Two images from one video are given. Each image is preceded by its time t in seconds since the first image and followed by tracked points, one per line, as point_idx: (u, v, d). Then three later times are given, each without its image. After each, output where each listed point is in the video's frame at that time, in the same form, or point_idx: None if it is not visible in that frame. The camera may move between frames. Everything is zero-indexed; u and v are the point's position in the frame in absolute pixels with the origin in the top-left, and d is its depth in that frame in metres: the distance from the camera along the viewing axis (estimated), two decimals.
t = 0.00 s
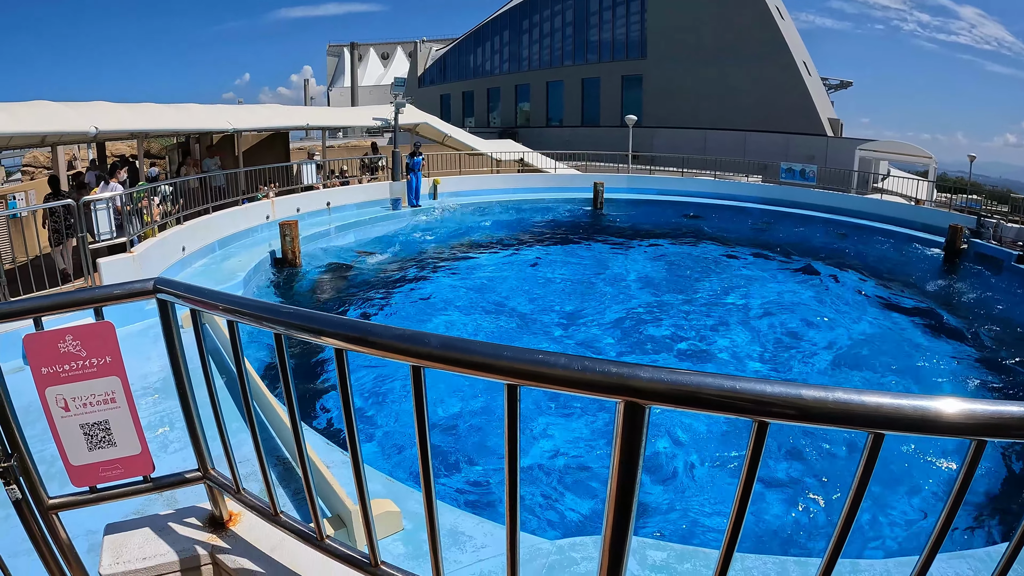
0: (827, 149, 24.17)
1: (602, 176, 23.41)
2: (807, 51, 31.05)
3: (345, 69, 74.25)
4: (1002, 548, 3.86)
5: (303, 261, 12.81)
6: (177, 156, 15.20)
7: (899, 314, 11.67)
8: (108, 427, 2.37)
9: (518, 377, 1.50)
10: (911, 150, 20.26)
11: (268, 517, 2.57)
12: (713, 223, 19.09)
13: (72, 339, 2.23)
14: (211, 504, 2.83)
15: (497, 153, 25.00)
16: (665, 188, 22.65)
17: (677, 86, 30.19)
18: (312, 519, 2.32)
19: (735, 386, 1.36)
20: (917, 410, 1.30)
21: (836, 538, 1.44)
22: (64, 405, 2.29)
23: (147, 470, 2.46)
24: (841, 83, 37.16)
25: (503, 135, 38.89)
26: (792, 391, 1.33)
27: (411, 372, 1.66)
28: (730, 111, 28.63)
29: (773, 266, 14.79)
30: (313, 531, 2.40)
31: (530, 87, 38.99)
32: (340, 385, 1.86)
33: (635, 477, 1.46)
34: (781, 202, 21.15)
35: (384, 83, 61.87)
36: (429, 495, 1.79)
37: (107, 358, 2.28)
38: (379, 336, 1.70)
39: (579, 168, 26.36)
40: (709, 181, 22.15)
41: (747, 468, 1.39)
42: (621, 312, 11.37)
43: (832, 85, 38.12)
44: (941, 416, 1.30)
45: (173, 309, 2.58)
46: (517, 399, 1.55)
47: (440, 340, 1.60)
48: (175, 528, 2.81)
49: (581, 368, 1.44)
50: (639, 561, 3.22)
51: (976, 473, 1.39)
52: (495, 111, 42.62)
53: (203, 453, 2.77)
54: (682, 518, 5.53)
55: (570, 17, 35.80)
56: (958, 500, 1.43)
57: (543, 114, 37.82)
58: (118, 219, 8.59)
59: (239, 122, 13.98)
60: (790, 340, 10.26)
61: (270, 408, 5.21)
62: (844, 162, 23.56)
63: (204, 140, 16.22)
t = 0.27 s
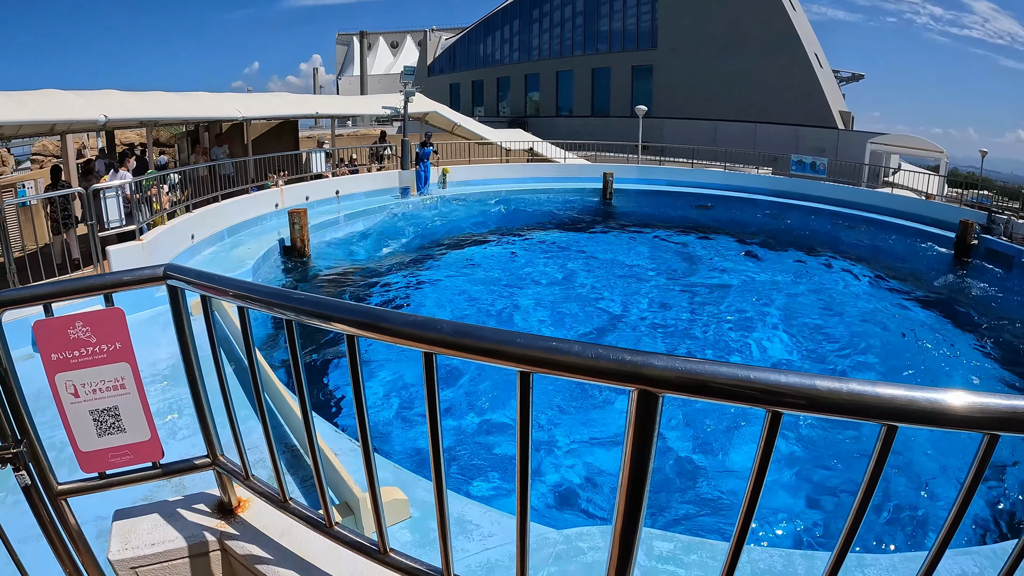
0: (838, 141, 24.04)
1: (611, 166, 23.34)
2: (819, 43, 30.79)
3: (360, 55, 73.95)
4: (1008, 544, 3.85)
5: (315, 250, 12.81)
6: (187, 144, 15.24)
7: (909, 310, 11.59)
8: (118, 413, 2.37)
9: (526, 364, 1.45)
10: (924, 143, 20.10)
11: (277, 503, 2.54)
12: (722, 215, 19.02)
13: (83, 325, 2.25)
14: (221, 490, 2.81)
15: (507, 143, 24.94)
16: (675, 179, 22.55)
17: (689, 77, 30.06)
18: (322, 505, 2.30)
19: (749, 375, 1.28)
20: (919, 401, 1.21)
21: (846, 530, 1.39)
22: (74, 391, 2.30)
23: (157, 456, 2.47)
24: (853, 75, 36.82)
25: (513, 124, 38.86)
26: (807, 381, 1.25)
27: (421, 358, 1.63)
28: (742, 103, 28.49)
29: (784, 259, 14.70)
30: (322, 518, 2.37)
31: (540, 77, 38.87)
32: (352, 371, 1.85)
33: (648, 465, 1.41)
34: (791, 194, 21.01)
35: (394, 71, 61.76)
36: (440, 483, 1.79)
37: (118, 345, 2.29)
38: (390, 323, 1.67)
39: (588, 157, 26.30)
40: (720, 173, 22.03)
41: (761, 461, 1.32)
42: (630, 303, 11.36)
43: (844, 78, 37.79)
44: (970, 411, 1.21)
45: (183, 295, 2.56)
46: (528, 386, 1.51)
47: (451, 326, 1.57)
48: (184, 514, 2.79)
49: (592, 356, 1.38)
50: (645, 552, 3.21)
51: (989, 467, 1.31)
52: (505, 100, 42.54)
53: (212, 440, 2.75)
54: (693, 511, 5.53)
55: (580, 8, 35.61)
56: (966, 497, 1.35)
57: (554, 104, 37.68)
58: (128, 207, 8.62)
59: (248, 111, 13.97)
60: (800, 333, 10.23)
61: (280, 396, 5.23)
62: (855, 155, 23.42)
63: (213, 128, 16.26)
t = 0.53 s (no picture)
0: (849, 133, 23.88)
1: (620, 153, 23.22)
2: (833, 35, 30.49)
3: (370, 40, 73.65)
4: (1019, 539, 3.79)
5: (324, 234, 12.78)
6: (196, 128, 15.28)
7: (917, 305, 11.51)
8: (119, 388, 2.37)
9: (545, 333, 1.48)
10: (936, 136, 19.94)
11: (280, 481, 2.52)
12: (731, 205, 18.91)
13: (85, 299, 2.26)
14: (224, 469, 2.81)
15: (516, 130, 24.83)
16: (684, 168, 22.45)
17: (701, 66, 29.85)
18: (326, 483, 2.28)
19: (773, 345, 1.30)
20: (936, 374, 1.20)
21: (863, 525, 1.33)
22: (76, 365, 2.31)
23: (159, 434, 2.46)
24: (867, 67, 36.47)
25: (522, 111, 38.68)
26: (833, 352, 1.25)
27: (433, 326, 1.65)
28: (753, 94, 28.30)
29: (793, 251, 14.62)
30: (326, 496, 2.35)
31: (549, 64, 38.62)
32: (360, 343, 1.85)
33: (667, 441, 1.43)
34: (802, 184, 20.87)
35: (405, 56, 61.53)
36: (450, 458, 1.79)
37: (120, 319, 2.30)
38: (402, 291, 1.69)
39: (597, 145, 26.18)
40: (729, 163, 21.91)
41: (783, 434, 1.33)
42: (636, 293, 11.33)
43: (858, 70, 37.41)
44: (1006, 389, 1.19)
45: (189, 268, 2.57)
46: (544, 355, 1.53)
47: (463, 294, 1.59)
48: (186, 493, 2.80)
49: (612, 324, 1.41)
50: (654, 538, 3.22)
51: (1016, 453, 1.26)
52: (514, 87, 42.29)
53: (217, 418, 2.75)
54: (700, 498, 5.55)
55: None
56: (993, 486, 1.29)
57: (563, 92, 37.46)
58: (136, 189, 8.64)
59: (256, 95, 13.96)
60: (806, 325, 10.19)
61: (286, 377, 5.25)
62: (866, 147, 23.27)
63: (222, 112, 16.30)
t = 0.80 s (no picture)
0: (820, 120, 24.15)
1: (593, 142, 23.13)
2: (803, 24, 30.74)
3: (339, 31, 72.40)
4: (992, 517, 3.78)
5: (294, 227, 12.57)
6: (165, 124, 14.98)
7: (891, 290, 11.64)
8: (85, 388, 2.23)
9: (502, 317, 1.43)
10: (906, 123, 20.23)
11: (249, 477, 2.40)
12: (705, 194, 18.94)
13: (48, 296, 2.10)
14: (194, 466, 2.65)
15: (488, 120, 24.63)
16: (657, 156, 22.45)
17: (674, 54, 29.91)
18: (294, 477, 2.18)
19: (736, 326, 1.25)
20: (905, 351, 1.17)
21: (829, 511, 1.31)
22: (40, 365, 2.16)
23: (128, 432, 2.33)
24: (839, 55, 36.84)
25: (495, 102, 38.43)
26: (797, 332, 1.22)
27: (391, 315, 1.60)
28: (726, 83, 28.39)
29: (769, 238, 14.69)
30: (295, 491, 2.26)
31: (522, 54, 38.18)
32: (319, 331, 1.77)
33: (627, 425, 1.40)
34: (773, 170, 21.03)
35: (374, 48, 60.63)
36: (413, 451, 1.72)
37: (84, 317, 2.16)
38: (360, 278, 1.62)
39: (570, 134, 26.10)
40: (702, 151, 21.96)
41: (745, 418, 1.29)
42: (614, 283, 11.32)
43: (829, 58, 37.75)
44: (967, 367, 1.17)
45: (152, 264, 2.46)
46: (503, 341, 1.48)
47: (419, 280, 1.53)
48: (157, 491, 2.63)
49: (572, 308, 1.35)
50: (629, 524, 3.19)
51: (982, 433, 1.24)
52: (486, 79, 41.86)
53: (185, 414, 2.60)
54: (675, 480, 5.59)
55: None
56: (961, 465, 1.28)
57: (535, 82, 37.20)
58: (104, 187, 8.44)
59: (226, 89, 13.66)
60: (783, 311, 10.24)
61: (257, 374, 5.14)
62: (837, 134, 23.55)
63: (192, 107, 16.03)
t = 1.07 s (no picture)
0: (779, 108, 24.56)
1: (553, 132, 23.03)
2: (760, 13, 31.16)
3: (294, 22, 70.74)
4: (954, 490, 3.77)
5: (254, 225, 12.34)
6: (119, 122, 14.56)
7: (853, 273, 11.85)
8: (39, 391, 2.08)
9: (440, 301, 1.38)
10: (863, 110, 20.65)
11: (205, 474, 2.29)
12: (667, 183, 18.99)
13: None
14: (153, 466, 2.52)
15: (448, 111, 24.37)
16: (616, 145, 22.47)
17: (633, 43, 29.92)
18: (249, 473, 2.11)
19: (676, 304, 1.22)
20: (856, 326, 1.17)
21: (781, 485, 1.30)
22: None
23: (86, 435, 2.18)
24: (797, 43, 37.46)
25: (455, 93, 38.12)
26: (737, 308, 1.19)
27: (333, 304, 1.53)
28: (688, 72, 28.57)
29: (734, 225, 14.80)
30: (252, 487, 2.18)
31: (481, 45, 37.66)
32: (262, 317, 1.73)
33: (572, 405, 1.39)
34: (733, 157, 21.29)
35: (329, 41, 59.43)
36: (362, 441, 1.67)
37: (35, 318, 2.02)
38: (301, 267, 1.54)
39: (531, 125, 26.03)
40: (663, 139, 22.03)
41: (690, 395, 1.28)
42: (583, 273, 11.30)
43: (786, 45, 38.38)
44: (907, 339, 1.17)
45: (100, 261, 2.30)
46: (445, 327, 1.44)
47: (359, 267, 1.46)
48: (117, 493, 2.49)
49: (517, 290, 1.31)
50: (592, 509, 3.15)
51: (930, 406, 1.25)
52: (446, 70, 41.45)
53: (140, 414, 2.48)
54: (642, 461, 5.63)
55: None
56: (910, 438, 1.28)
57: (495, 73, 36.89)
58: (59, 187, 8.18)
59: (181, 85, 13.31)
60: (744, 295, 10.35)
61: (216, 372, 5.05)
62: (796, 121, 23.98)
63: (147, 104, 15.60)
